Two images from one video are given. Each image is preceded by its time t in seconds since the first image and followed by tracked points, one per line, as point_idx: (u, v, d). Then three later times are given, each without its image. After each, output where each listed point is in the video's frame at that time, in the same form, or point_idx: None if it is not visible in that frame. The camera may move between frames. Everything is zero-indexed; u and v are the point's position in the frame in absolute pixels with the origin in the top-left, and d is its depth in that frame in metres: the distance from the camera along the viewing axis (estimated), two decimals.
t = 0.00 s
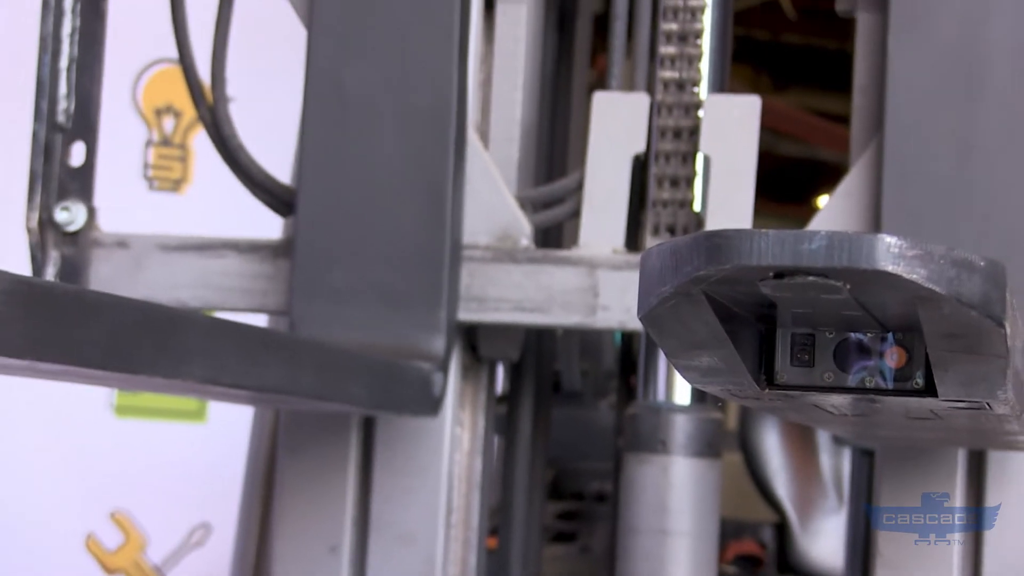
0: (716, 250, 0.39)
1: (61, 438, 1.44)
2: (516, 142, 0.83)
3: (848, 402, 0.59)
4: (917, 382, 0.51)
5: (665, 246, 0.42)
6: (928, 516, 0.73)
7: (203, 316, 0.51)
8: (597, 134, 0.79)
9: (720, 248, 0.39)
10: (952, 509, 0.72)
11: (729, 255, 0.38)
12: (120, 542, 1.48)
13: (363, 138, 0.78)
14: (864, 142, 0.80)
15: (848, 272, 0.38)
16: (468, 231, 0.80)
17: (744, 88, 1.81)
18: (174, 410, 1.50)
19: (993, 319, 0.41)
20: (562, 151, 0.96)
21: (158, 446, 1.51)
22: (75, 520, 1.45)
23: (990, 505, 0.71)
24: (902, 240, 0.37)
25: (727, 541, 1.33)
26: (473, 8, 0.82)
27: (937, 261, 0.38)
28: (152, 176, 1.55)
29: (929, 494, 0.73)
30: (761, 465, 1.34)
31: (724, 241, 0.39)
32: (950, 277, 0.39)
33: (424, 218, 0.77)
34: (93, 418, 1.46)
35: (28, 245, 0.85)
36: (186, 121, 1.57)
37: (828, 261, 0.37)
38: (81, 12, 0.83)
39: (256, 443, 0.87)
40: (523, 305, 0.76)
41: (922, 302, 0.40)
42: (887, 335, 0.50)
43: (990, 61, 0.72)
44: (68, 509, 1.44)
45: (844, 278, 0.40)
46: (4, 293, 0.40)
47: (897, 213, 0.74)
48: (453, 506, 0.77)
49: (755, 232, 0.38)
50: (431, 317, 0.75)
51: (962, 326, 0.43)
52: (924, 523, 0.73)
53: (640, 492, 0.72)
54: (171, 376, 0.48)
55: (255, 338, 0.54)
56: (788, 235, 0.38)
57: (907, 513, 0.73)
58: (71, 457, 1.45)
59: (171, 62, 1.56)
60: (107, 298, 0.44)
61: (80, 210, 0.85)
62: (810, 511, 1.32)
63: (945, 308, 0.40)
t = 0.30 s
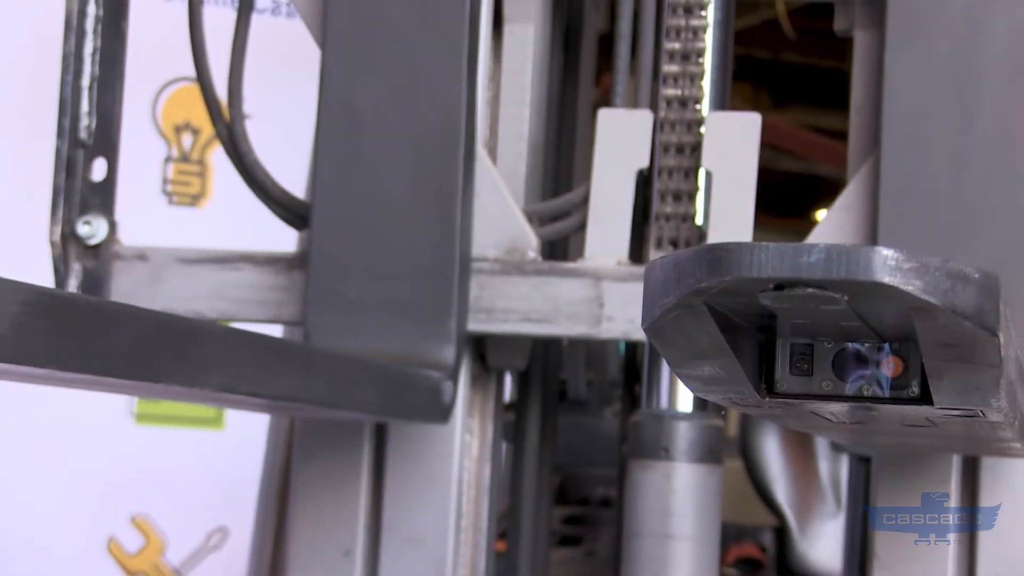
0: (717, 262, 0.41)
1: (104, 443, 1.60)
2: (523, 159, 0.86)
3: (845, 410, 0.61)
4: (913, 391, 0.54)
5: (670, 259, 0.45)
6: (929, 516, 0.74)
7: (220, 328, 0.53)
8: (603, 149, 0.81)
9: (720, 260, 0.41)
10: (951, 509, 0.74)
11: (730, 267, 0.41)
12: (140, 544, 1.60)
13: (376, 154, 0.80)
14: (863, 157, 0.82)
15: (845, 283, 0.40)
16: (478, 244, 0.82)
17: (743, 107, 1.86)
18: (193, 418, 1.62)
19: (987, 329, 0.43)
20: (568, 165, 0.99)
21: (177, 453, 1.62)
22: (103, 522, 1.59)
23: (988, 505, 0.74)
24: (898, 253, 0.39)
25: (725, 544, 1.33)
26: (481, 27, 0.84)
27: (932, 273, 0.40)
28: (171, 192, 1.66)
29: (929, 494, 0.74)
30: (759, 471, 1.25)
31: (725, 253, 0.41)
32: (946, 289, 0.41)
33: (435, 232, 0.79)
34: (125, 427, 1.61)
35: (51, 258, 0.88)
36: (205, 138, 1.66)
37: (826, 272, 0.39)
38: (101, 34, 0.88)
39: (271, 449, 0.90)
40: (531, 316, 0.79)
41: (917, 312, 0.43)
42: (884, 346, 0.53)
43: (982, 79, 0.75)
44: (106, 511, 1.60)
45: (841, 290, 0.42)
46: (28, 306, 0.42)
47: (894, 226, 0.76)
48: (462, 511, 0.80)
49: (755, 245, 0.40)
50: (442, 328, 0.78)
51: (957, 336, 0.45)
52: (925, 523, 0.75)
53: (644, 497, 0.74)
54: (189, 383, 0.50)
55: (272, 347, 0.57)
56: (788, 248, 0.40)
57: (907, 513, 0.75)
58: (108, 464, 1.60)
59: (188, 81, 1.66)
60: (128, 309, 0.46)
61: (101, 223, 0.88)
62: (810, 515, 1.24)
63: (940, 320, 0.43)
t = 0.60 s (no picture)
0: (721, 271, 0.43)
1: (122, 448, 1.66)
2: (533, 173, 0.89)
3: (844, 414, 0.64)
4: (911, 396, 0.57)
5: (675, 267, 0.47)
6: (930, 516, 0.76)
7: (239, 335, 0.56)
8: (609, 161, 0.84)
9: (724, 269, 0.43)
10: (951, 509, 0.76)
11: (733, 275, 0.43)
12: (160, 544, 1.68)
13: (390, 166, 0.83)
14: (862, 168, 0.84)
15: (845, 292, 0.42)
16: (488, 253, 0.85)
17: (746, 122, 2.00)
18: (212, 423, 1.69)
19: (981, 336, 0.45)
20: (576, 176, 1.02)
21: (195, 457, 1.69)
22: (122, 525, 1.65)
23: (987, 505, 0.76)
24: (897, 262, 0.41)
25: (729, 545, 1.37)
26: (491, 44, 0.87)
27: (930, 281, 0.42)
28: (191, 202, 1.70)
29: (929, 495, 0.76)
30: (762, 474, 1.30)
31: (728, 261, 0.43)
32: (943, 296, 0.43)
33: (447, 242, 0.82)
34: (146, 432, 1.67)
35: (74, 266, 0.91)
36: (223, 150, 1.72)
37: (827, 281, 0.41)
38: (123, 51, 0.91)
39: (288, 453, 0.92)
40: (540, 323, 0.81)
41: (916, 320, 0.45)
42: (883, 352, 0.56)
43: (978, 94, 0.77)
44: (124, 515, 1.66)
45: (841, 298, 0.44)
46: (53, 313, 0.45)
47: (893, 236, 0.79)
48: (473, 512, 0.82)
49: (757, 255, 0.42)
50: (454, 334, 0.80)
51: (953, 341, 0.47)
52: (925, 523, 0.77)
53: (649, 499, 0.76)
54: (208, 391, 0.53)
55: (285, 353, 0.59)
56: (790, 257, 0.42)
57: (907, 513, 0.77)
58: (126, 468, 1.67)
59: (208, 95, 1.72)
60: (150, 318, 0.49)
61: (123, 233, 0.91)
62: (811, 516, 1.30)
63: (938, 326, 0.45)
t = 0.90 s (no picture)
0: (722, 279, 0.46)
1: (135, 455, 1.69)
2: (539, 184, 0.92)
3: (843, 418, 0.66)
4: (908, 401, 0.59)
5: (677, 276, 0.50)
6: (931, 516, 0.78)
7: (254, 342, 0.59)
8: (614, 172, 0.86)
9: (726, 278, 0.46)
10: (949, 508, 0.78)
11: (735, 284, 0.46)
12: (178, 546, 1.70)
13: (401, 178, 0.86)
14: (860, 179, 0.86)
15: (843, 300, 0.44)
16: (496, 262, 0.87)
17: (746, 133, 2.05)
18: (228, 426, 1.72)
19: (977, 343, 0.48)
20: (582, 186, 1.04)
21: (210, 462, 1.72)
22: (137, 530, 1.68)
23: (989, 505, 0.78)
24: (894, 271, 0.43)
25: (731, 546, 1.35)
26: (499, 59, 0.89)
27: (927, 289, 0.45)
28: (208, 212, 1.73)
29: (928, 494, 0.79)
30: (762, 474, 1.34)
31: (730, 270, 0.46)
32: (938, 304, 0.45)
33: (456, 251, 0.84)
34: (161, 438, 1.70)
35: (95, 275, 0.94)
36: (239, 162, 1.75)
37: (826, 289, 0.44)
38: (142, 67, 0.94)
39: (303, 456, 0.95)
40: (547, 330, 0.84)
41: (913, 327, 0.47)
42: (880, 357, 0.58)
43: (970, 107, 0.79)
44: (139, 520, 1.68)
45: (838, 306, 0.46)
46: (73, 322, 0.47)
47: (890, 246, 0.81)
48: (481, 514, 0.84)
49: (758, 263, 0.45)
50: (463, 341, 0.82)
51: (947, 347, 0.49)
52: (926, 523, 0.79)
53: (653, 501, 0.78)
54: (225, 396, 0.56)
55: (300, 359, 0.62)
56: (790, 266, 0.44)
57: (907, 513, 0.79)
58: (142, 476, 1.69)
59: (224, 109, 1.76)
60: (166, 325, 0.52)
61: (142, 243, 0.93)
62: (810, 518, 1.33)
63: (934, 333, 0.47)
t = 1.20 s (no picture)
0: (721, 290, 0.48)
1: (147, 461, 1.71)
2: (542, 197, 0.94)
3: (838, 424, 0.68)
4: (901, 407, 0.61)
5: (677, 287, 0.52)
6: (931, 517, 0.80)
7: (266, 349, 0.61)
8: (616, 186, 0.88)
9: (724, 289, 0.48)
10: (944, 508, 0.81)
11: (733, 295, 0.48)
12: (192, 548, 1.73)
13: (408, 192, 0.88)
14: (854, 192, 0.88)
15: (840, 309, 0.46)
16: (501, 272, 0.90)
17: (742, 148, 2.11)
18: (240, 434, 1.74)
19: (969, 350, 0.50)
20: (584, 198, 1.07)
21: (222, 468, 1.74)
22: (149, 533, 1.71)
23: (989, 506, 0.80)
24: (887, 282, 0.45)
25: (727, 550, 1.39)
26: (503, 76, 0.92)
27: (920, 299, 0.47)
28: (221, 224, 1.76)
29: (929, 494, 0.81)
30: (759, 480, 1.37)
31: (728, 282, 0.48)
32: (931, 313, 0.47)
33: (463, 263, 0.86)
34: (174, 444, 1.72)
35: (112, 286, 0.96)
36: (252, 176, 1.78)
37: (823, 300, 0.45)
38: (157, 84, 0.97)
39: (313, 460, 0.98)
40: (550, 339, 0.86)
41: (906, 337, 0.49)
42: (874, 366, 0.61)
43: (961, 122, 0.81)
44: (151, 525, 1.70)
45: (835, 315, 0.48)
46: (90, 331, 0.49)
47: (883, 257, 0.83)
48: (487, 518, 0.87)
49: (756, 275, 0.47)
50: (469, 349, 0.85)
51: (939, 355, 0.51)
52: (927, 523, 0.80)
53: (654, 505, 0.81)
54: (236, 404, 0.58)
55: (311, 370, 0.64)
56: (787, 277, 0.46)
57: (908, 513, 0.81)
58: (154, 482, 1.72)
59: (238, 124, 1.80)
60: (181, 333, 0.54)
61: (158, 255, 0.96)
62: (806, 521, 1.35)
63: (927, 342, 0.49)
